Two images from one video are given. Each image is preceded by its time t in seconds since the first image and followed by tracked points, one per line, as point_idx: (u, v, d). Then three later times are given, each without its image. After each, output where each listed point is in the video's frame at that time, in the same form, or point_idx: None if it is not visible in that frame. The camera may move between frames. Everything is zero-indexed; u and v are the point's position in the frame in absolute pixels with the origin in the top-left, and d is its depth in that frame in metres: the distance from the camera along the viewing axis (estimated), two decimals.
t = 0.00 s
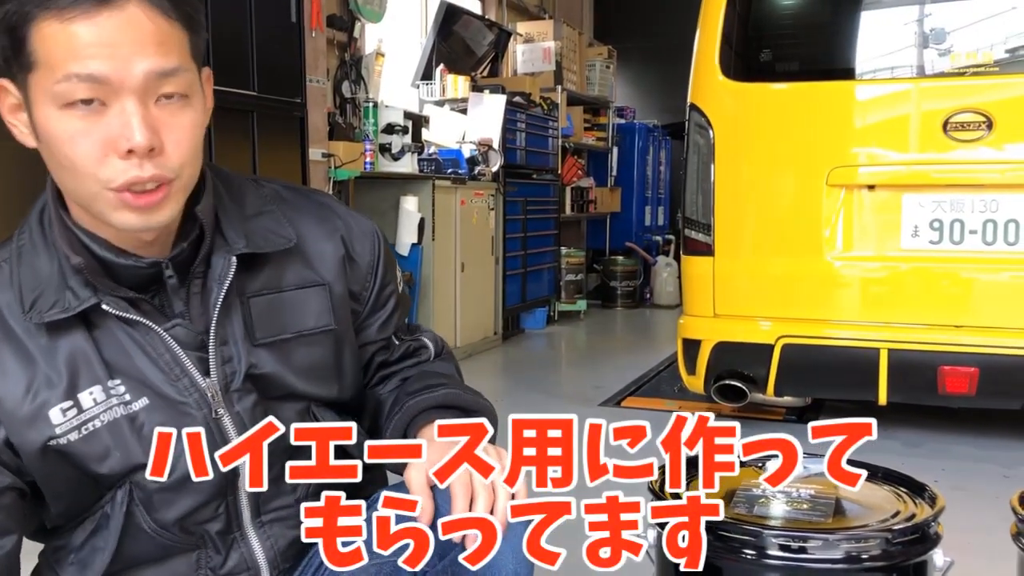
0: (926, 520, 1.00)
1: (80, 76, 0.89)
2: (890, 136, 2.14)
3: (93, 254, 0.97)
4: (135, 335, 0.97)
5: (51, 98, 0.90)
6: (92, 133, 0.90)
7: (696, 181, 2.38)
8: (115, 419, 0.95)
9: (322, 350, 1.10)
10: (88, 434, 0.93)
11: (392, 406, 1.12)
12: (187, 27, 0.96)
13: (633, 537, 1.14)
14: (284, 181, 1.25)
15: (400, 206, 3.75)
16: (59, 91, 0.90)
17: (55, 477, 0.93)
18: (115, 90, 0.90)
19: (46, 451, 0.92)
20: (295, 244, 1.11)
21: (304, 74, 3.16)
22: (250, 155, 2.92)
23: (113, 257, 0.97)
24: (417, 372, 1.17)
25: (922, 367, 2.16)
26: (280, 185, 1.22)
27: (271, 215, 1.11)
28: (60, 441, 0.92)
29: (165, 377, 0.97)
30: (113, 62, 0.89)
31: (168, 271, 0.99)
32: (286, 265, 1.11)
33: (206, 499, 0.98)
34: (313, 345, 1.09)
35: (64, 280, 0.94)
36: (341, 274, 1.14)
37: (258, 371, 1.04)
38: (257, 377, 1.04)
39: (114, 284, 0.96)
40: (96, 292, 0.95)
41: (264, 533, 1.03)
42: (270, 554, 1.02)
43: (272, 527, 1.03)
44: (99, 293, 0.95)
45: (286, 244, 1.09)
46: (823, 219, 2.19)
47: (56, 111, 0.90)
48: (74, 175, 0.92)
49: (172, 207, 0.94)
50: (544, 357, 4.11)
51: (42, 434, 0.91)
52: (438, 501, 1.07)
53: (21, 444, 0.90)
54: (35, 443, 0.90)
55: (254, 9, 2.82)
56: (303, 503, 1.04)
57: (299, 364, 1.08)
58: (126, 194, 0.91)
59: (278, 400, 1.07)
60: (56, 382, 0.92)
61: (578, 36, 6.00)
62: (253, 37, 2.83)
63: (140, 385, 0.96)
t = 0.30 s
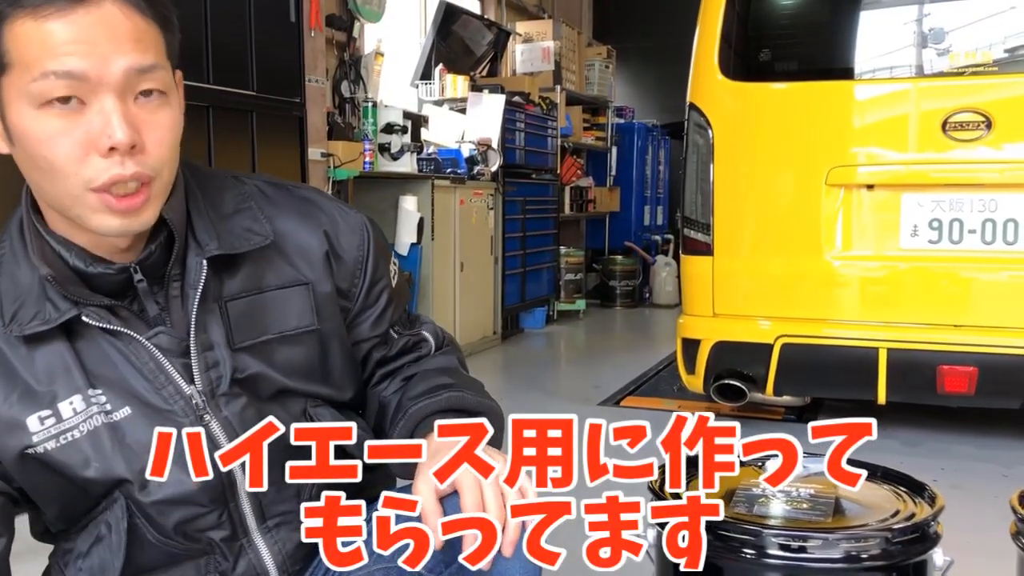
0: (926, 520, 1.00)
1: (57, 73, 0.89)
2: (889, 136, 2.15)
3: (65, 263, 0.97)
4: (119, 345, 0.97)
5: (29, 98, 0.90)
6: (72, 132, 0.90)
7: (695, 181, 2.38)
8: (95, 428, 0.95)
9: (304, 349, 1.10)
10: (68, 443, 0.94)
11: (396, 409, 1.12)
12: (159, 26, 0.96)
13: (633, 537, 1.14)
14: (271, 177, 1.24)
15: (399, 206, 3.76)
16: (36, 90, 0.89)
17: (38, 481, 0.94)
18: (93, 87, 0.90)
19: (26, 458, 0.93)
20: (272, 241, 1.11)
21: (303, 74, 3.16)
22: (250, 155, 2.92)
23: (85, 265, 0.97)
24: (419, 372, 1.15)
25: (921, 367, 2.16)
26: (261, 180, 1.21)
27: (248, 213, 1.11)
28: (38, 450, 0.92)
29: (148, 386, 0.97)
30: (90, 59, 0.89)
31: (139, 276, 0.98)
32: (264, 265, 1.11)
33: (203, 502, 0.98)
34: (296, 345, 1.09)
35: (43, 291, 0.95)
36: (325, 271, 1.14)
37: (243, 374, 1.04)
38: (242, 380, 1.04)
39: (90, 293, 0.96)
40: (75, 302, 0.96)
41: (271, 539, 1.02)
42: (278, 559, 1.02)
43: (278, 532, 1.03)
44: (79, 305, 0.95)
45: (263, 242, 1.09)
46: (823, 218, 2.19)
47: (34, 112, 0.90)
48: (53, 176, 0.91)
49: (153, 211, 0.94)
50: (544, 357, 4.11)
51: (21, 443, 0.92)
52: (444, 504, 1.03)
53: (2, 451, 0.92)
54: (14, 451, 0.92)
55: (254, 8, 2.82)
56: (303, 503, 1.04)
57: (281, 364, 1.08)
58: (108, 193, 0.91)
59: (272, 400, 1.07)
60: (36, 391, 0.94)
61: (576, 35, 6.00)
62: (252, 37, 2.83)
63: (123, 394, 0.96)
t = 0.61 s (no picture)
0: (924, 519, 1.00)
1: (67, 43, 0.90)
2: (889, 136, 2.15)
3: (76, 250, 0.97)
4: (124, 336, 0.97)
5: (39, 71, 0.91)
6: (82, 102, 0.90)
7: (694, 181, 2.38)
8: (101, 421, 0.95)
9: (310, 346, 1.10)
10: (75, 436, 0.93)
11: (392, 412, 1.12)
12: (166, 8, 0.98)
13: (633, 537, 1.14)
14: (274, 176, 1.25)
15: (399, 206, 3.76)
16: (46, 63, 0.90)
17: (42, 479, 0.93)
18: (102, 57, 0.91)
19: (33, 452, 0.92)
20: (279, 238, 1.12)
21: (303, 73, 3.16)
22: (249, 154, 2.92)
23: (95, 254, 0.97)
24: (416, 375, 1.16)
25: (919, 366, 2.16)
26: (268, 179, 1.22)
27: (256, 210, 1.11)
28: (46, 443, 0.92)
29: (154, 379, 0.97)
30: (101, 30, 0.90)
31: (150, 265, 0.98)
32: (271, 262, 1.11)
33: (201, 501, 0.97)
34: (301, 342, 1.09)
35: (51, 280, 0.94)
36: (330, 269, 1.14)
37: (247, 371, 1.04)
38: (246, 377, 1.04)
39: (99, 283, 0.96)
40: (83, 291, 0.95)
41: (268, 540, 1.02)
42: (275, 560, 1.02)
43: (276, 533, 1.03)
44: (87, 293, 0.95)
45: (271, 239, 1.09)
46: (822, 218, 2.19)
47: (43, 85, 0.91)
48: (60, 148, 0.91)
49: (160, 185, 0.94)
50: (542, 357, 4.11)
51: (28, 435, 0.91)
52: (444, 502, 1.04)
53: (7, 445, 0.91)
54: (21, 444, 0.91)
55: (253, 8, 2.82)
56: (302, 503, 1.04)
57: (287, 361, 1.08)
58: (116, 163, 0.91)
59: (273, 400, 1.07)
60: (43, 382, 0.93)
61: (575, 35, 6.01)
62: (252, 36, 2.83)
63: (128, 387, 0.96)
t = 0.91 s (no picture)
0: (921, 519, 1.00)
1: (88, 73, 0.88)
2: (887, 137, 2.15)
3: (87, 267, 0.97)
4: (134, 348, 0.97)
5: (57, 97, 0.90)
6: (99, 133, 0.89)
7: (692, 182, 2.38)
8: (112, 433, 0.94)
9: (315, 356, 1.10)
10: (85, 447, 0.93)
11: (391, 410, 1.12)
12: (190, 32, 0.97)
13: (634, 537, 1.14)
14: (280, 186, 1.25)
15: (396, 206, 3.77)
16: (66, 90, 0.89)
17: (52, 484, 0.93)
18: (123, 89, 0.89)
19: (43, 464, 0.91)
20: (289, 250, 1.11)
21: (301, 74, 3.16)
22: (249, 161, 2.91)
23: (106, 270, 0.97)
24: (414, 374, 1.16)
25: (917, 367, 2.17)
26: (273, 188, 1.22)
27: (266, 220, 1.11)
28: (56, 455, 0.91)
29: (163, 390, 0.97)
30: (123, 62, 0.89)
31: (162, 284, 0.99)
32: (279, 271, 1.11)
33: (206, 502, 0.98)
34: (307, 352, 1.09)
35: (59, 294, 0.94)
36: (337, 279, 1.14)
37: (257, 380, 1.04)
38: (255, 385, 1.04)
39: (110, 298, 0.96)
40: (92, 305, 0.95)
41: (271, 539, 1.02)
42: (278, 558, 1.02)
43: (279, 532, 1.03)
44: (95, 307, 0.95)
45: (281, 250, 1.09)
46: (820, 219, 2.20)
47: (61, 110, 0.90)
48: (74, 174, 0.91)
49: (173, 211, 0.94)
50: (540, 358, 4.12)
51: (38, 448, 0.90)
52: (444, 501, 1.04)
53: (17, 457, 0.90)
54: (31, 457, 0.90)
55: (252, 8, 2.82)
56: (302, 503, 1.04)
57: (293, 370, 1.08)
58: (130, 196, 0.91)
59: (279, 405, 1.07)
60: (53, 395, 0.92)
61: (573, 36, 6.02)
62: (251, 37, 2.83)
63: (138, 398, 0.96)
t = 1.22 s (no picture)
0: (911, 519, 1.00)
1: (82, 69, 0.89)
2: (882, 138, 2.15)
3: (86, 267, 0.98)
4: (131, 349, 0.96)
5: (52, 93, 0.90)
6: (93, 129, 0.90)
7: (688, 182, 2.38)
8: (109, 433, 0.94)
9: (311, 357, 1.10)
10: (83, 447, 0.93)
11: (386, 407, 1.12)
12: (187, 32, 0.97)
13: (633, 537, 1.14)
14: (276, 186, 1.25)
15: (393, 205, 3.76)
16: (60, 85, 0.89)
17: (47, 483, 0.93)
18: (117, 85, 0.90)
19: (40, 463, 0.91)
20: (287, 251, 1.11)
21: (297, 72, 3.15)
22: (243, 157, 2.92)
23: (105, 270, 0.97)
24: (408, 373, 1.16)
25: (911, 368, 2.17)
26: (270, 189, 1.22)
27: (264, 222, 1.11)
28: (53, 455, 0.91)
29: (161, 390, 0.96)
30: (117, 58, 0.89)
31: (160, 284, 1.00)
32: (277, 272, 1.11)
33: (204, 501, 0.98)
34: (303, 352, 1.09)
35: (57, 293, 0.93)
36: (333, 281, 1.15)
37: (253, 380, 1.04)
38: (252, 385, 1.04)
39: (109, 298, 0.96)
40: (90, 306, 0.95)
41: (266, 537, 1.03)
42: (273, 556, 1.02)
43: (274, 530, 1.04)
44: (93, 307, 0.95)
45: (279, 251, 1.09)
46: (815, 219, 2.20)
47: (56, 106, 0.90)
48: (69, 170, 0.91)
49: (167, 209, 0.94)
50: (536, 357, 4.12)
51: (35, 448, 0.90)
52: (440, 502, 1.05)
53: (14, 457, 0.90)
54: (28, 456, 0.90)
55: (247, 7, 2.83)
56: (302, 503, 1.04)
57: (289, 370, 1.08)
58: (124, 192, 0.91)
59: (275, 406, 1.07)
60: (50, 394, 0.92)
61: (570, 36, 6.02)
62: (246, 35, 2.83)
63: (135, 398, 0.96)
